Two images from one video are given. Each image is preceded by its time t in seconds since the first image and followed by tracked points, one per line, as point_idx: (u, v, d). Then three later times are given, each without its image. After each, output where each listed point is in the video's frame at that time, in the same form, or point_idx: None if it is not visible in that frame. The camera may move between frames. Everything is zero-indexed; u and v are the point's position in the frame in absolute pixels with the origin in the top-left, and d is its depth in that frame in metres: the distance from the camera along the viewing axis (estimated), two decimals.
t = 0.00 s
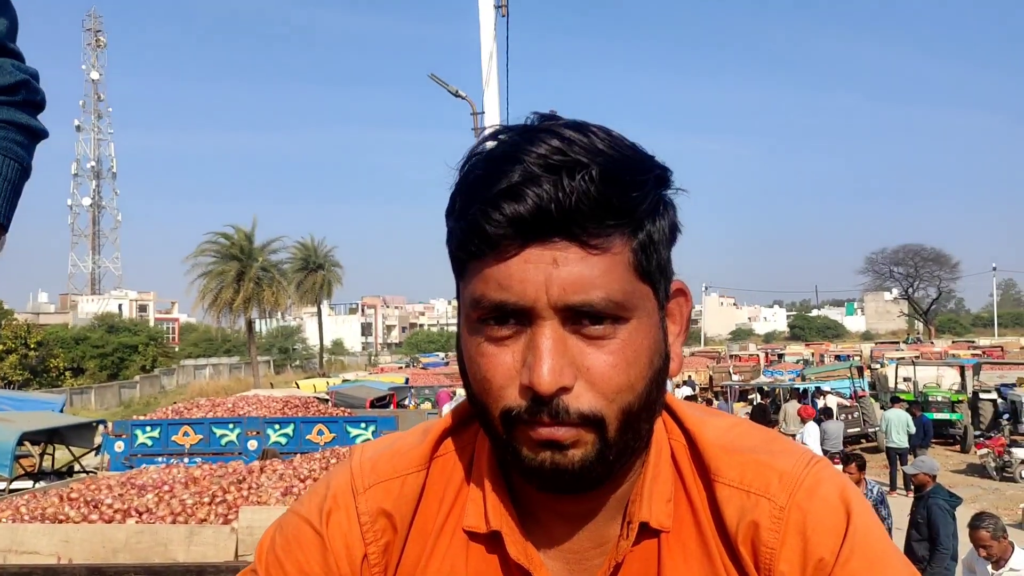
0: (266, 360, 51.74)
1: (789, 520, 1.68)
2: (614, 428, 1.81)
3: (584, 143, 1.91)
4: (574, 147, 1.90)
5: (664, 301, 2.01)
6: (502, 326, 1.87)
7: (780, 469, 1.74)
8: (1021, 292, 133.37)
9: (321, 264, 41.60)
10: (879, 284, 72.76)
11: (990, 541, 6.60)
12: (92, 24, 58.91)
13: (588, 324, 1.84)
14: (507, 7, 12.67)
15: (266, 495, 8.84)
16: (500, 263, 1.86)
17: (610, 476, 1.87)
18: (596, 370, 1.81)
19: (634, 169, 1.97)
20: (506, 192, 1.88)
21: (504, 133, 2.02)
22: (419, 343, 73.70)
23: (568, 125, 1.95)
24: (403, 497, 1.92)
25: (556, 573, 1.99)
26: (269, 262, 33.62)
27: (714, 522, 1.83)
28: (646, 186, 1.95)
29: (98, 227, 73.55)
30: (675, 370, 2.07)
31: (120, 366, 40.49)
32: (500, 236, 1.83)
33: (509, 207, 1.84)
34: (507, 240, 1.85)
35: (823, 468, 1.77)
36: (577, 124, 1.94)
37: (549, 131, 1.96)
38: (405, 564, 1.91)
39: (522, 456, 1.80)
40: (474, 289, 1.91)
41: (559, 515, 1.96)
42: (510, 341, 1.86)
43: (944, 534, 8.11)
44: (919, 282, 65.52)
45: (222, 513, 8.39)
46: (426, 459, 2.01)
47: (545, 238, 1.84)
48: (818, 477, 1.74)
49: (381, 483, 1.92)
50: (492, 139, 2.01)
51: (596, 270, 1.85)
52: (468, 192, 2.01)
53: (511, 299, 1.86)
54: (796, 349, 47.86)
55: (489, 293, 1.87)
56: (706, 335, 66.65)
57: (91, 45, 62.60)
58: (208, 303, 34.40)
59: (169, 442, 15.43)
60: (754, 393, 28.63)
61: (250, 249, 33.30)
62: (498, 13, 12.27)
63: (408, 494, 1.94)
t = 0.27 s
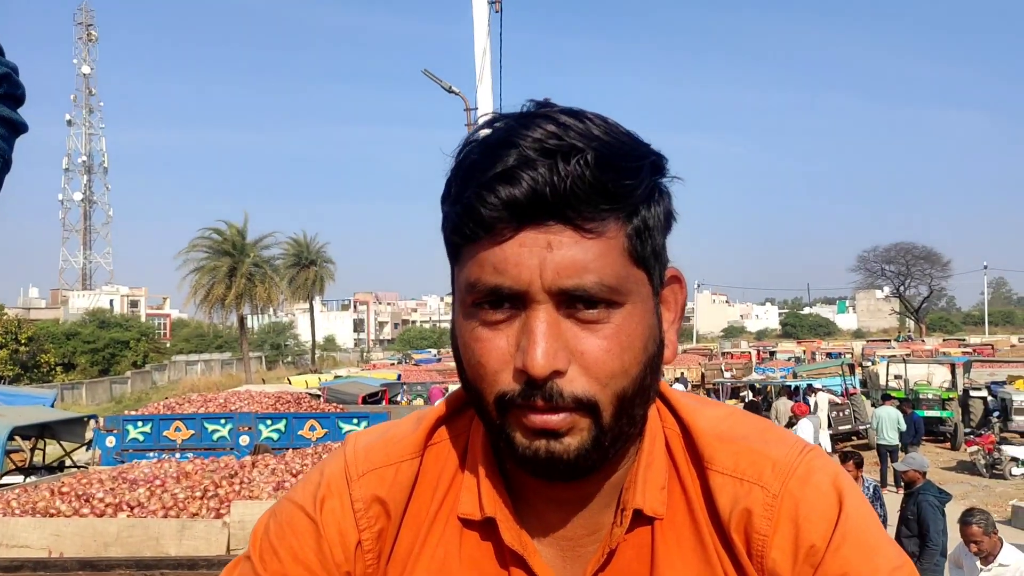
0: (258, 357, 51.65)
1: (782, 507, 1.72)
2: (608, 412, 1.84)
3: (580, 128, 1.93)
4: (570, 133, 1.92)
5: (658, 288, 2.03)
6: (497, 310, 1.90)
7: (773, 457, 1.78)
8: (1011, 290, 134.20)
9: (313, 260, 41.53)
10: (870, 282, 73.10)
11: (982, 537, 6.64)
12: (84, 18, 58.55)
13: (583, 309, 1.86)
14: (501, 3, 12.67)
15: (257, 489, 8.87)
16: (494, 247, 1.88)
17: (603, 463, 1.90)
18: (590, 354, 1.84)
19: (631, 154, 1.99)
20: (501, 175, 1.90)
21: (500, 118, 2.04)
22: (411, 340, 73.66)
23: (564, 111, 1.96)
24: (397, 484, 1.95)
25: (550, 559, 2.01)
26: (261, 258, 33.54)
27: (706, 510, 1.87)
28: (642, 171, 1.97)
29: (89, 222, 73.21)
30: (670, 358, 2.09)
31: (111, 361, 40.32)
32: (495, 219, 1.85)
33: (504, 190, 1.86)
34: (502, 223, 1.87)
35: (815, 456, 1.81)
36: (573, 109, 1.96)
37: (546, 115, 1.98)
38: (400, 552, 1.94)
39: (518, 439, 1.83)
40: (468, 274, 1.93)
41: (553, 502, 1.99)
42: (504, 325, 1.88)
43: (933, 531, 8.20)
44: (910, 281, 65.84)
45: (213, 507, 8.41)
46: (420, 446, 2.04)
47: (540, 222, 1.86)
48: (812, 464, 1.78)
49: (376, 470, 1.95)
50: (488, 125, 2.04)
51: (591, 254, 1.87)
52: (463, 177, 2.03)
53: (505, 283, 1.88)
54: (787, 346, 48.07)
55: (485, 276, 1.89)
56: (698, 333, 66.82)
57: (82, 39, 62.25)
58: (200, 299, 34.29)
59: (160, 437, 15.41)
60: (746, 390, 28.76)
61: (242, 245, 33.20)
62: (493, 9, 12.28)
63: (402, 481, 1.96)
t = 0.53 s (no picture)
0: (249, 352, 51.51)
1: (770, 499, 1.74)
2: (596, 403, 1.86)
3: (569, 121, 1.96)
4: (560, 124, 1.94)
5: (647, 279, 2.05)
6: (485, 301, 1.91)
7: (761, 450, 1.80)
8: (1000, 290, 135.10)
9: (305, 255, 41.43)
10: (861, 281, 73.48)
11: (971, 533, 6.72)
12: (76, 11, 58.16)
13: (571, 300, 1.87)
14: None
15: (248, 484, 8.87)
16: (483, 238, 1.90)
17: (592, 453, 1.92)
18: (579, 346, 1.85)
19: (620, 145, 2.01)
20: (490, 166, 1.92)
21: (489, 111, 2.06)
22: (403, 336, 73.60)
23: (554, 102, 1.98)
24: (386, 475, 1.97)
25: (538, 549, 2.04)
26: (252, 253, 33.43)
27: (694, 502, 1.90)
28: (630, 162, 1.99)
29: (80, 216, 72.88)
30: (660, 349, 2.11)
31: (102, 356, 40.11)
32: (483, 210, 1.87)
33: (493, 181, 1.88)
34: (490, 215, 1.88)
35: (804, 448, 1.84)
36: (562, 101, 1.98)
37: (535, 107, 2.01)
38: (389, 542, 1.96)
39: (507, 429, 1.85)
40: (457, 265, 1.94)
41: (540, 492, 2.01)
42: (494, 316, 1.90)
43: (921, 529, 8.26)
44: (900, 279, 66.21)
45: (203, 502, 8.41)
46: (410, 438, 2.06)
47: (528, 213, 1.88)
48: (800, 456, 1.80)
49: (365, 460, 1.97)
50: (478, 116, 2.06)
51: (579, 245, 1.88)
52: (452, 168, 2.05)
53: (494, 275, 1.89)
54: (778, 344, 48.26)
55: (473, 268, 1.90)
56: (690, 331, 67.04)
57: (74, 33, 61.89)
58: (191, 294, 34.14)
59: (150, 432, 15.38)
60: (736, 388, 28.89)
61: (234, 240, 33.08)
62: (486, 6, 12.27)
63: (391, 472, 1.98)
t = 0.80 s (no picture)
0: (241, 348, 51.31)
1: (786, 494, 1.75)
2: (614, 393, 1.86)
3: (584, 115, 1.96)
4: (574, 119, 1.95)
5: (665, 271, 2.04)
6: (505, 293, 1.91)
7: (779, 445, 1.81)
8: (991, 290, 135.85)
9: (298, 251, 41.33)
10: (853, 280, 73.71)
11: (960, 532, 6.78)
12: (68, 4, 57.73)
13: (588, 291, 1.87)
14: None
15: (240, 480, 8.85)
16: (500, 231, 1.91)
17: (609, 443, 1.92)
18: (596, 336, 1.85)
19: (635, 138, 2.01)
20: (508, 161, 1.92)
21: (507, 107, 2.07)
22: (396, 333, 73.43)
23: (569, 99, 1.99)
24: (413, 466, 1.99)
25: (555, 537, 2.04)
26: (245, 249, 33.34)
27: (711, 494, 1.90)
28: (645, 154, 1.98)
29: (71, 210, 72.48)
30: (678, 340, 2.11)
31: (92, 351, 39.86)
32: (500, 205, 1.88)
33: (509, 176, 1.89)
34: (507, 210, 1.89)
35: (820, 446, 1.85)
36: (577, 97, 1.99)
37: (552, 102, 2.01)
38: (412, 529, 1.97)
39: (527, 418, 1.85)
40: (478, 258, 1.95)
41: (558, 482, 2.02)
42: (511, 308, 1.90)
43: (912, 527, 8.29)
44: (892, 279, 66.43)
45: (195, 498, 8.38)
46: (434, 430, 2.08)
47: (542, 206, 1.88)
48: (818, 455, 1.81)
49: (392, 451, 1.99)
50: (495, 112, 2.07)
51: (595, 237, 1.88)
52: (472, 165, 2.06)
53: (512, 267, 1.90)
54: (770, 343, 48.44)
55: (493, 260, 1.91)
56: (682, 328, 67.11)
57: (66, 26, 61.50)
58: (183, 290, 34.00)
59: (141, 428, 15.31)
60: (729, 386, 28.96)
61: (226, 236, 32.97)
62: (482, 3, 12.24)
63: (417, 464, 2.00)
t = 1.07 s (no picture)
0: (232, 346, 51.16)
1: (844, 512, 1.75)
2: (683, 390, 1.84)
3: (653, 128, 1.96)
4: (644, 131, 1.95)
5: (733, 275, 2.01)
6: (577, 294, 1.90)
7: (844, 467, 1.82)
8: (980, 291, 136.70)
9: (290, 250, 41.22)
10: (844, 280, 73.96)
11: (947, 533, 6.83)
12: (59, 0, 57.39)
13: (657, 291, 1.85)
14: None
15: (230, 480, 8.84)
16: (571, 235, 1.90)
17: (677, 442, 1.90)
18: (666, 335, 1.83)
19: (702, 145, 1.98)
20: (578, 170, 1.92)
21: (580, 121, 2.07)
22: (388, 331, 73.33)
23: (640, 113, 1.99)
24: (484, 451, 1.96)
25: (616, 528, 1.99)
26: (236, 247, 33.23)
27: (770, 501, 1.89)
28: (710, 163, 1.97)
29: (61, 207, 72.13)
30: (748, 343, 2.07)
31: (82, 349, 39.65)
32: (571, 211, 1.88)
33: (580, 185, 1.88)
34: (578, 215, 1.88)
35: (879, 475, 1.86)
36: (648, 111, 1.99)
37: (620, 117, 2.01)
38: (476, 510, 1.93)
39: (597, 415, 1.84)
40: (551, 262, 1.95)
41: (625, 478, 1.98)
42: (582, 307, 1.89)
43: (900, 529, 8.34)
44: (883, 279, 66.72)
45: (185, 499, 8.37)
46: (507, 421, 2.06)
47: (612, 211, 1.87)
48: (872, 485, 1.80)
49: (465, 435, 1.96)
50: (570, 126, 2.07)
51: (662, 240, 1.86)
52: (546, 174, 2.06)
53: (583, 268, 1.89)
54: (762, 343, 48.62)
55: (564, 262, 1.90)
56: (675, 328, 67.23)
57: (57, 21, 61.17)
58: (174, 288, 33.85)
59: (132, 427, 15.27)
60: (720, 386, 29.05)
61: (217, 234, 32.85)
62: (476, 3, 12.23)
63: (489, 448, 1.97)
